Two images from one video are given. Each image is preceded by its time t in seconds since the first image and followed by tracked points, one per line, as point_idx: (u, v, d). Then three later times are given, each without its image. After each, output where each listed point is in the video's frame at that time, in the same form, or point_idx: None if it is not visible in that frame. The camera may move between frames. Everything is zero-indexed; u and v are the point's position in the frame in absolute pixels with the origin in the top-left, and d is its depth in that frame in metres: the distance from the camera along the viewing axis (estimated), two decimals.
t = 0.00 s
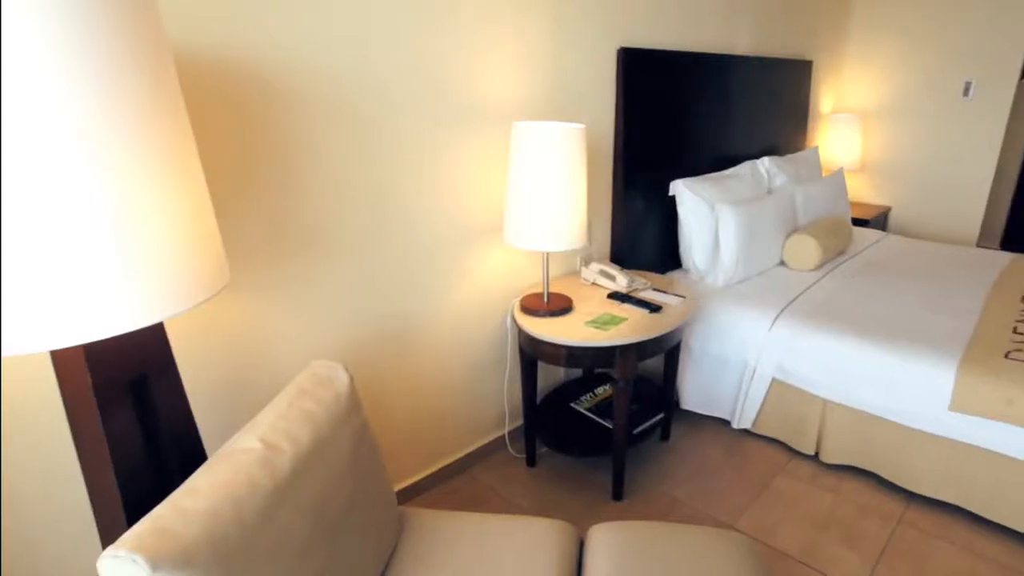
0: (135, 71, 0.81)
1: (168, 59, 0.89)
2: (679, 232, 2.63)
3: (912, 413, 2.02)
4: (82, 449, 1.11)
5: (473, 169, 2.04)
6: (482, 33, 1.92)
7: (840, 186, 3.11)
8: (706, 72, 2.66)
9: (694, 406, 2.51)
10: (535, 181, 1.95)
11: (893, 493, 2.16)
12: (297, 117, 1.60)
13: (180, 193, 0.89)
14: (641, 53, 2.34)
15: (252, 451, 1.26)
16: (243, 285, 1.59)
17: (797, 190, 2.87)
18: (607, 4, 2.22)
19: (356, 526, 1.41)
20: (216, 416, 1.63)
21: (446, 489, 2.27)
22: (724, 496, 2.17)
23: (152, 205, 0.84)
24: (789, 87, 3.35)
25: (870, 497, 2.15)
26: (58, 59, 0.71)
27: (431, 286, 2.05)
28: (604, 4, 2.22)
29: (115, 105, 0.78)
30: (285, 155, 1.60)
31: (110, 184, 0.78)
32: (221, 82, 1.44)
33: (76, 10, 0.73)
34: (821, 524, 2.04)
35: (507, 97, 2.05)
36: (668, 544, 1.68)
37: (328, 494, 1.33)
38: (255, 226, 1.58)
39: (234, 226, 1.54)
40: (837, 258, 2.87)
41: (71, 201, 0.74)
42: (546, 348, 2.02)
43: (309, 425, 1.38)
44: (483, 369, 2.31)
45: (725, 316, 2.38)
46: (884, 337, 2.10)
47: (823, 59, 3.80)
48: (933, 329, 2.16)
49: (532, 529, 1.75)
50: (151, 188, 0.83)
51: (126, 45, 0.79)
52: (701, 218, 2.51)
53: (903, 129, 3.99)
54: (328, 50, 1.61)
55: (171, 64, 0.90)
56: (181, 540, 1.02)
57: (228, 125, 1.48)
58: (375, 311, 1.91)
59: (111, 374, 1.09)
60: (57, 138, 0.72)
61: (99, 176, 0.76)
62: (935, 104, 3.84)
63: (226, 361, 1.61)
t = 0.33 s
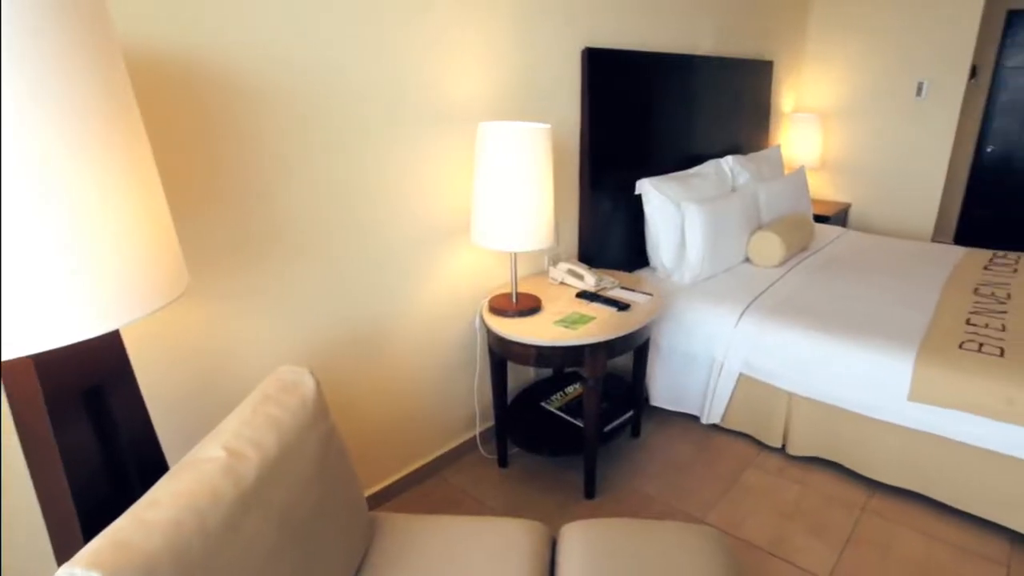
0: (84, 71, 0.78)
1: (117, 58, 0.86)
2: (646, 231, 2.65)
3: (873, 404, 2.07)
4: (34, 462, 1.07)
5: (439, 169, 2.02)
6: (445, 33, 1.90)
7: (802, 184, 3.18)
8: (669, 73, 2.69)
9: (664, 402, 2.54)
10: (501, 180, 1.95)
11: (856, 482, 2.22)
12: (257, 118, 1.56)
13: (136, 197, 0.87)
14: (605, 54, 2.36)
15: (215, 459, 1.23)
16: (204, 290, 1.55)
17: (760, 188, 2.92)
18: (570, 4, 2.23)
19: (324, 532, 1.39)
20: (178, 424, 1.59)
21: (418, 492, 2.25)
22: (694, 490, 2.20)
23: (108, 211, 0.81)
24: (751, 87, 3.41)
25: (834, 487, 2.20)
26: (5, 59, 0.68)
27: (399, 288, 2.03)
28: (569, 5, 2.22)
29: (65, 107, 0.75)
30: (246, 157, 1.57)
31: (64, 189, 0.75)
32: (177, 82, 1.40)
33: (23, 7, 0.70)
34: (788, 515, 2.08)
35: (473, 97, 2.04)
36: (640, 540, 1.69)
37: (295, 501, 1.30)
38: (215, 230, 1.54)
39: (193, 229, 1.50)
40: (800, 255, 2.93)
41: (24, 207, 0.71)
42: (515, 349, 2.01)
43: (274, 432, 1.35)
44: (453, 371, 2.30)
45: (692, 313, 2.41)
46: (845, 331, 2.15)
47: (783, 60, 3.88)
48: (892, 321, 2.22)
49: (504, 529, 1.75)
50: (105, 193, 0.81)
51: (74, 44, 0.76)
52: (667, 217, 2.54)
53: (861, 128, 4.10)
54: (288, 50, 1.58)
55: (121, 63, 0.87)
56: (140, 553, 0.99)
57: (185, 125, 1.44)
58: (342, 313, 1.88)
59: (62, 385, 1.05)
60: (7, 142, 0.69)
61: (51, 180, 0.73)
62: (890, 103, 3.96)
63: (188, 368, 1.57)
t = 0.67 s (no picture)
0: (30, 70, 0.75)
1: (64, 54, 0.83)
2: (613, 229, 2.67)
3: (836, 396, 2.12)
4: None
5: (405, 170, 2.00)
6: (408, 32, 1.88)
7: (765, 182, 3.24)
8: (634, 72, 2.71)
9: (633, 399, 2.56)
10: (468, 181, 1.94)
11: (822, 473, 2.26)
12: (215, 118, 1.52)
13: (87, 200, 0.83)
14: (570, 54, 2.36)
15: (177, 470, 1.20)
16: (164, 297, 1.51)
17: (724, 186, 2.97)
18: (534, 4, 2.23)
19: (292, 540, 1.36)
20: (139, 436, 1.54)
21: (389, 496, 2.23)
22: (665, 486, 2.22)
23: (61, 216, 0.78)
24: (715, 87, 3.46)
25: (800, 478, 2.24)
26: None
27: (366, 290, 2.00)
28: (533, 4, 2.22)
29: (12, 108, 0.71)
30: (204, 159, 1.52)
31: (12, 194, 0.71)
32: (130, 82, 1.36)
33: None
34: (757, 507, 2.11)
35: (438, 97, 2.02)
36: (612, 537, 1.70)
37: (261, 511, 1.27)
38: (174, 234, 1.50)
39: (151, 234, 1.45)
40: (764, 251, 2.98)
41: None
42: (484, 350, 2.00)
43: (239, 439, 1.32)
44: (422, 374, 2.28)
45: (660, 311, 2.43)
46: (808, 325, 2.20)
47: (745, 60, 3.95)
48: (853, 315, 2.27)
49: (477, 531, 1.74)
50: (57, 197, 0.78)
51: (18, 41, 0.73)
52: (634, 216, 2.56)
53: (820, 126, 4.20)
54: (246, 50, 1.54)
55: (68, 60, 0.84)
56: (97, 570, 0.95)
57: (139, 128, 1.39)
58: (307, 317, 1.85)
59: (11, 401, 1.01)
60: None
61: None
62: (848, 102, 4.05)
63: (147, 378, 1.52)
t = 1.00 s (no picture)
0: None
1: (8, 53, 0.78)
2: (580, 229, 2.68)
3: (799, 389, 2.16)
4: None
5: (368, 171, 1.98)
6: (369, 31, 1.86)
7: (728, 180, 3.29)
8: (598, 72, 2.72)
9: (603, 396, 2.58)
10: (433, 181, 1.92)
11: (788, 465, 2.31)
12: (170, 119, 1.48)
13: (37, 206, 0.80)
14: (534, 54, 2.36)
15: (136, 482, 1.16)
16: (119, 304, 1.46)
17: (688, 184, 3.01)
18: (496, 3, 2.22)
19: (258, 549, 1.33)
20: (95, 448, 1.48)
21: (359, 501, 2.20)
22: (636, 482, 2.24)
23: (9, 223, 0.75)
24: (678, 87, 3.50)
25: (767, 470, 2.28)
26: None
27: (330, 293, 1.97)
28: (496, 4, 2.22)
29: None
30: (160, 161, 1.48)
31: None
32: (79, 81, 1.31)
33: None
34: (725, 500, 2.14)
35: (401, 96, 2.00)
36: (583, 535, 1.70)
37: (225, 521, 1.24)
38: (129, 238, 1.45)
39: (104, 239, 1.40)
40: (728, 248, 3.03)
41: None
42: (452, 351, 1.99)
43: (201, 448, 1.28)
44: (390, 376, 2.26)
45: (628, 309, 2.44)
46: (771, 320, 2.23)
47: (707, 60, 4.01)
48: (814, 309, 2.32)
49: (449, 533, 1.73)
50: (7, 205, 0.74)
51: None
52: (600, 215, 2.57)
53: (781, 126, 4.29)
54: (201, 49, 1.50)
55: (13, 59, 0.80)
56: None
57: (90, 128, 1.34)
58: (271, 321, 1.81)
59: None
60: None
61: None
62: (806, 102, 4.15)
63: (103, 387, 1.47)
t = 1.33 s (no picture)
0: None
1: None
2: (546, 228, 2.68)
3: (763, 383, 2.19)
4: None
5: (330, 172, 1.94)
6: (328, 31, 1.83)
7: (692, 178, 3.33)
8: (561, 72, 2.73)
9: (571, 395, 2.59)
10: (396, 182, 1.90)
11: (754, 458, 2.34)
12: (121, 119, 1.43)
13: None
14: (497, 53, 2.36)
15: (90, 497, 1.11)
16: (69, 312, 1.40)
17: (652, 183, 3.04)
18: (458, 3, 2.21)
19: (222, 561, 1.29)
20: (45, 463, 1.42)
21: (327, 508, 2.17)
22: (607, 480, 2.25)
23: None
24: (641, 86, 3.54)
25: (734, 464, 2.31)
26: None
27: (294, 297, 1.93)
28: (458, 3, 2.21)
29: None
30: (110, 162, 1.43)
31: None
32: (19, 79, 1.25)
33: None
34: (694, 494, 2.17)
35: (363, 96, 1.97)
36: (555, 535, 1.70)
37: (187, 535, 1.20)
38: (79, 244, 1.39)
39: (51, 245, 1.34)
40: (693, 246, 3.07)
41: None
42: (419, 354, 1.97)
43: (159, 459, 1.23)
44: (358, 380, 2.23)
45: (594, 307, 2.46)
46: (735, 316, 2.27)
47: (669, 60, 4.06)
48: (776, 304, 2.36)
49: (419, 537, 1.71)
50: None
51: None
52: (565, 214, 2.58)
53: (741, 125, 4.37)
54: (152, 48, 1.45)
55: None
56: None
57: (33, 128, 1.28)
58: (232, 327, 1.77)
59: None
60: None
61: None
62: (766, 101, 4.23)
63: (54, 399, 1.41)
